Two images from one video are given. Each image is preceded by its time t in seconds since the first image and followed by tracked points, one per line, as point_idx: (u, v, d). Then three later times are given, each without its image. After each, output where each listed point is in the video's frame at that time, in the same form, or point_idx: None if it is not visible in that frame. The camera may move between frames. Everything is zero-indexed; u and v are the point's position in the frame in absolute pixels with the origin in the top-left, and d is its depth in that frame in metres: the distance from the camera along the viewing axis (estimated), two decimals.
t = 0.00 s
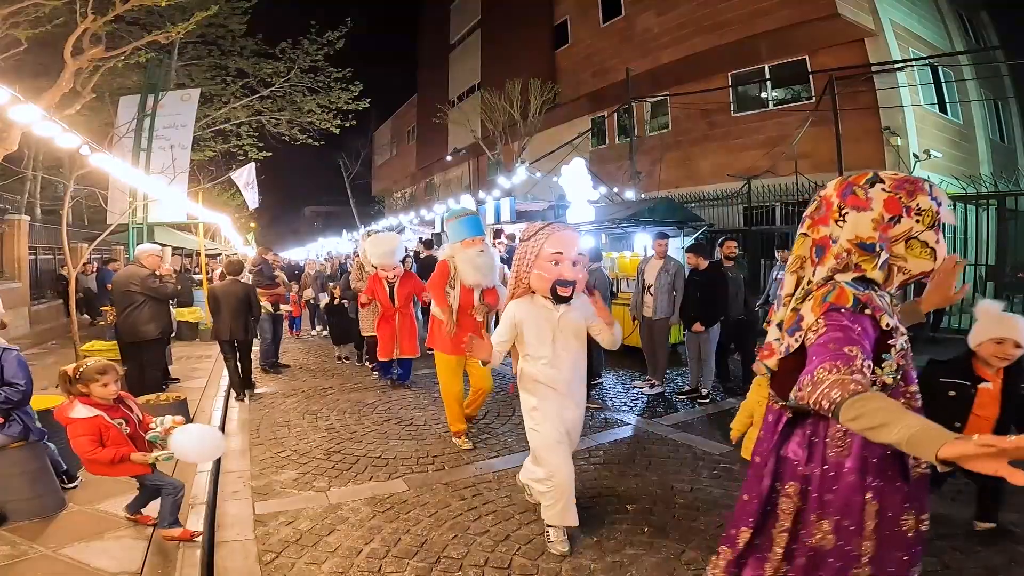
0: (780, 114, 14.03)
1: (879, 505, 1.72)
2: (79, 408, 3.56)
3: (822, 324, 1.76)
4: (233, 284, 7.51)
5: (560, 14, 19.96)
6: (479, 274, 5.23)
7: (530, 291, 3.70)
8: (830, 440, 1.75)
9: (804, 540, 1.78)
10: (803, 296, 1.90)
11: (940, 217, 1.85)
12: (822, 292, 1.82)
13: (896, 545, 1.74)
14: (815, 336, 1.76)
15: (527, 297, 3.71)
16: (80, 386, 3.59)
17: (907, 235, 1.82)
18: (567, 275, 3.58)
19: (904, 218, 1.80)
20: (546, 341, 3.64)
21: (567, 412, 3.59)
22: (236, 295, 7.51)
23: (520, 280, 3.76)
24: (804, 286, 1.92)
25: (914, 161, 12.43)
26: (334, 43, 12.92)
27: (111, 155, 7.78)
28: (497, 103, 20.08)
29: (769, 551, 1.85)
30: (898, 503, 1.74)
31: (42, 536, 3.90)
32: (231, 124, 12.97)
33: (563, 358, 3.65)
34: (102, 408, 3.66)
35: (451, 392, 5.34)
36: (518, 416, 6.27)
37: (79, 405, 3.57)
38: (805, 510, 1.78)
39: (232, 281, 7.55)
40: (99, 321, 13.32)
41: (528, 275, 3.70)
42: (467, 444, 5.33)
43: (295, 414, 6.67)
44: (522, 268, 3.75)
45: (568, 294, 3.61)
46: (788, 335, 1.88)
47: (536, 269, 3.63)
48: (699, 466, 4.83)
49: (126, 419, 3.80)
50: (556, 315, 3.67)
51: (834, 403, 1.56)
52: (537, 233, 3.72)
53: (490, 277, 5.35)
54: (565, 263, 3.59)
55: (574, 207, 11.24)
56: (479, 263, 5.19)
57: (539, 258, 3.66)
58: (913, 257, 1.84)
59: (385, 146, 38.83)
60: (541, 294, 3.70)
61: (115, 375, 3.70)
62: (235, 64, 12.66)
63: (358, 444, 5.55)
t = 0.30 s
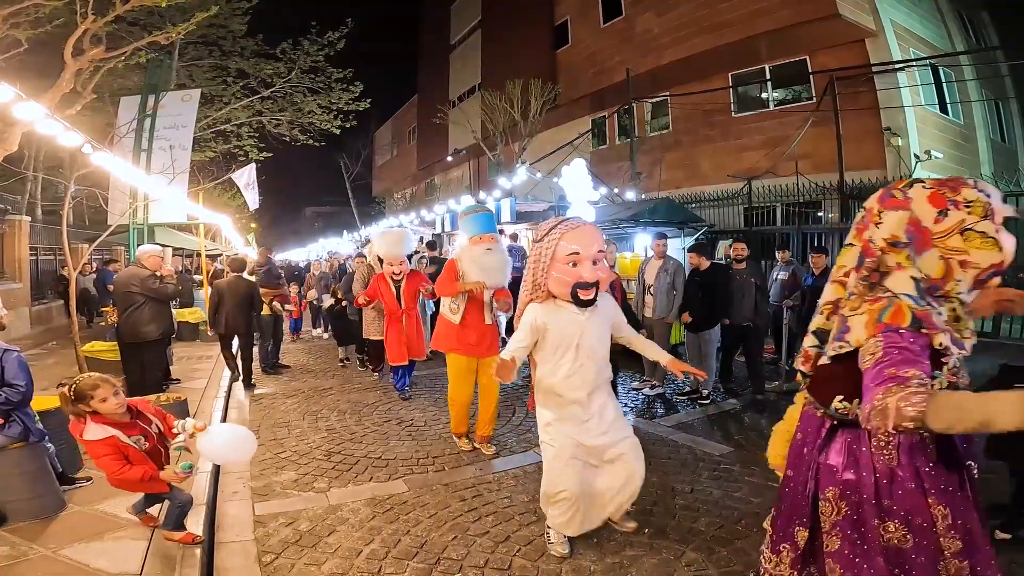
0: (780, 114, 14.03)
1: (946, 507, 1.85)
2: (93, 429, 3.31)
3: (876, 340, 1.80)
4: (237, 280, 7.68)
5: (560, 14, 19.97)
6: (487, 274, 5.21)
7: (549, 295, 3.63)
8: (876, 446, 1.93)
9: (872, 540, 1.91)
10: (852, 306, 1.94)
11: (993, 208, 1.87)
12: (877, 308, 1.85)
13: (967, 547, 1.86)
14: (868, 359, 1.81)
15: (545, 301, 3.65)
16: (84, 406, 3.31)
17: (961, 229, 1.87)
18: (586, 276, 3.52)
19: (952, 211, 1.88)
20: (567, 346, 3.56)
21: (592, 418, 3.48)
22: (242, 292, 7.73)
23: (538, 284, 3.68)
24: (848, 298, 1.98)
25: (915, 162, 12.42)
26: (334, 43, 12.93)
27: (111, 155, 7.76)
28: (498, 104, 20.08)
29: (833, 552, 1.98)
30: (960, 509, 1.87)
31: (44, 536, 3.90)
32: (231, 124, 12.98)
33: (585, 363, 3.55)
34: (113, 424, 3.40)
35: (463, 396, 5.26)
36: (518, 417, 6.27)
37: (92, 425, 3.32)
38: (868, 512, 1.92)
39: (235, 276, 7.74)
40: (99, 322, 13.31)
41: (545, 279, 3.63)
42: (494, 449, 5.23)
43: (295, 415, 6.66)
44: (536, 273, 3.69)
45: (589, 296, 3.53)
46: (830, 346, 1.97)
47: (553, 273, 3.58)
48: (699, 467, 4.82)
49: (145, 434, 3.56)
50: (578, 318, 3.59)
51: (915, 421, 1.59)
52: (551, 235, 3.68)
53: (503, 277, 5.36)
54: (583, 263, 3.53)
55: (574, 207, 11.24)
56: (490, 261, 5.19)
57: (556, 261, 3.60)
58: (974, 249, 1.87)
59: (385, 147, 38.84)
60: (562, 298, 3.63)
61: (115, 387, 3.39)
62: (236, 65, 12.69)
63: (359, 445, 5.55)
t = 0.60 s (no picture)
0: (781, 116, 14.03)
1: (957, 520, 2.37)
2: (97, 435, 3.23)
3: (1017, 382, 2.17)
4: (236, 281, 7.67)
5: (561, 15, 19.97)
6: (479, 274, 5.11)
7: (592, 301, 3.42)
8: (913, 459, 2.44)
9: (887, 539, 2.47)
10: (977, 337, 2.30)
11: None
12: (1013, 345, 2.22)
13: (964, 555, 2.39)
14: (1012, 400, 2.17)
15: (587, 308, 3.43)
16: (90, 412, 3.22)
17: None
18: (631, 282, 3.31)
19: None
20: (611, 356, 3.34)
21: (635, 434, 3.29)
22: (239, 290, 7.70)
23: (579, 290, 3.49)
24: (948, 318, 2.38)
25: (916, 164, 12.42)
26: (335, 44, 12.92)
27: (112, 156, 7.77)
28: (498, 105, 20.09)
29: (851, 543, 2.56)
30: (971, 522, 2.37)
31: (45, 536, 3.90)
32: (233, 125, 12.98)
33: (629, 374, 3.33)
34: (117, 431, 3.30)
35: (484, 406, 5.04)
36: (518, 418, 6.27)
37: (97, 431, 3.24)
38: (889, 514, 2.47)
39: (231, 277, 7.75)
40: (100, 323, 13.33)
41: (586, 286, 3.44)
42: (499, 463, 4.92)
43: (296, 416, 6.66)
44: (578, 279, 3.49)
45: (633, 302, 3.34)
46: (948, 373, 2.35)
47: (596, 277, 3.38)
48: (700, 469, 4.83)
49: (152, 441, 3.49)
50: (623, 326, 3.35)
51: None
52: (592, 237, 3.49)
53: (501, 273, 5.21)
54: (627, 267, 3.33)
55: (575, 208, 11.23)
56: (482, 259, 5.08)
57: (597, 265, 3.41)
58: None
59: (385, 148, 38.85)
60: (606, 305, 3.41)
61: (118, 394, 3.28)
62: (237, 66, 12.68)
63: (359, 446, 5.55)
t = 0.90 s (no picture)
0: (783, 116, 14.02)
1: (1014, 524, 2.11)
2: (88, 437, 3.05)
3: None
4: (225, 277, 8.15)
5: (563, 16, 19.97)
6: (505, 278, 4.81)
7: (646, 291, 3.24)
8: (999, 460, 2.16)
9: (936, 538, 2.31)
10: None
11: None
12: None
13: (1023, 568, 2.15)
14: None
15: (641, 299, 3.25)
16: (93, 413, 3.11)
17: None
18: (692, 271, 3.16)
19: None
20: (668, 348, 3.17)
21: (693, 430, 3.15)
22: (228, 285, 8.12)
23: (632, 280, 3.29)
24: None
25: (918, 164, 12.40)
26: (337, 45, 12.95)
27: (115, 157, 7.81)
28: (500, 105, 20.11)
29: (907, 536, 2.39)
30: None
31: (46, 537, 3.91)
32: (235, 126, 13.00)
33: (686, 369, 3.18)
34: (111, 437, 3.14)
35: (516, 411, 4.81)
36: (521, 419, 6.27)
37: (88, 433, 3.07)
38: (949, 512, 2.28)
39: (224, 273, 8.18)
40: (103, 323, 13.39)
41: (643, 276, 3.25)
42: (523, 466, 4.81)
43: (297, 417, 6.67)
44: (633, 267, 3.30)
45: (693, 293, 3.18)
46: None
47: (654, 265, 3.20)
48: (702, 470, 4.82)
49: (141, 454, 3.34)
50: (679, 318, 3.20)
51: None
52: (649, 225, 3.32)
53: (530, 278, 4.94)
54: (689, 256, 3.18)
55: (577, 209, 11.25)
56: (510, 263, 4.78)
57: (655, 255, 3.24)
58: None
59: (387, 148, 38.96)
60: (661, 297, 3.24)
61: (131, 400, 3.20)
62: (239, 66, 12.70)
63: (361, 447, 5.55)
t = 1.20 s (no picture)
0: (784, 118, 14.02)
1: None
2: (103, 438, 2.93)
3: None
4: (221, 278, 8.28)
5: (564, 17, 19.99)
6: (535, 282, 4.71)
7: (678, 299, 3.15)
8: None
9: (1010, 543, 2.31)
10: None
11: None
12: None
13: None
14: None
15: (672, 308, 3.15)
16: (111, 416, 2.99)
17: None
18: (734, 280, 3.05)
19: None
20: (697, 358, 3.07)
21: (721, 443, 3.04)
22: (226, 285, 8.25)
23: (665, 288, 3.18)
24: None
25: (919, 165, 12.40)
26: (338, 47, 12.98)
27: (117, 160, 7.80)
28: (500, 107, 20.13)
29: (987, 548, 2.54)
30: None
31: (49, 538, 3.91)
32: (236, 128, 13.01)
33: (715, 381, 3.07)
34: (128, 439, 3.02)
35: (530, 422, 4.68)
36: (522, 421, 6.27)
37: (102, 435, 2.94)
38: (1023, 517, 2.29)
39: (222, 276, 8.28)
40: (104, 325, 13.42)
41: (680, 284, 3.12)
42: (546, 477, 4.68)
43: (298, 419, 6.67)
44: (667, 274, 3.18)
45: (731, 303, 3.10)
46: None
47: (693, 272, 3.09)
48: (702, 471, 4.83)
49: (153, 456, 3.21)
50: (709, 329, 3.11)
51: None
52: (686, 230, 3.19)
53: (557, 287, 4.85)
54: (730, 264, 3.08)
55: (578, 211, 11.25)
56: (540, 268, 4.70)
57: (695, 261, 3.11)
58: None
59: (388, 150, 39.05)
60: (691, 306, 3.17)
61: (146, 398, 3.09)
62: (240, 68, 12.70)
63: (362, 449, 5.55)
